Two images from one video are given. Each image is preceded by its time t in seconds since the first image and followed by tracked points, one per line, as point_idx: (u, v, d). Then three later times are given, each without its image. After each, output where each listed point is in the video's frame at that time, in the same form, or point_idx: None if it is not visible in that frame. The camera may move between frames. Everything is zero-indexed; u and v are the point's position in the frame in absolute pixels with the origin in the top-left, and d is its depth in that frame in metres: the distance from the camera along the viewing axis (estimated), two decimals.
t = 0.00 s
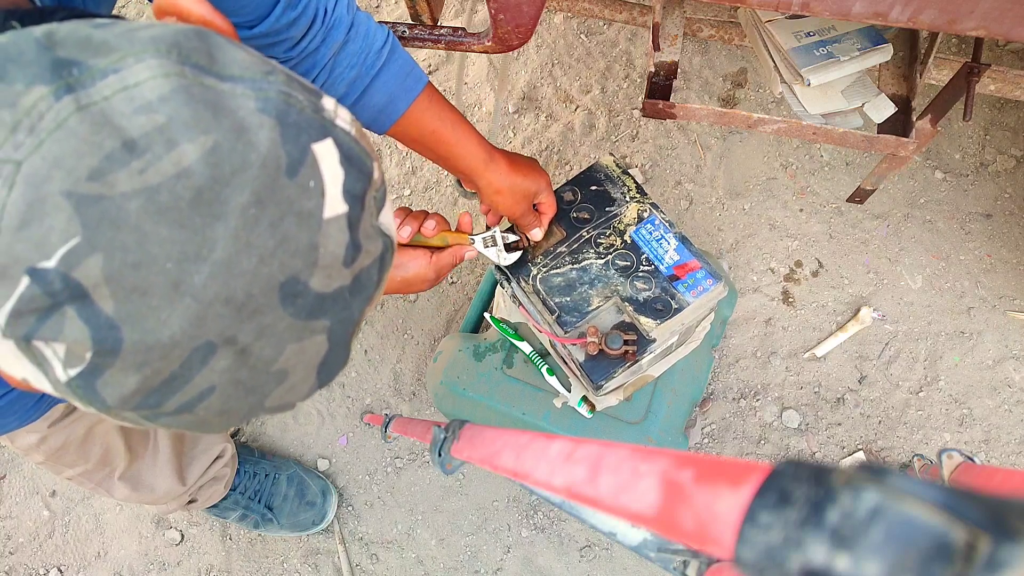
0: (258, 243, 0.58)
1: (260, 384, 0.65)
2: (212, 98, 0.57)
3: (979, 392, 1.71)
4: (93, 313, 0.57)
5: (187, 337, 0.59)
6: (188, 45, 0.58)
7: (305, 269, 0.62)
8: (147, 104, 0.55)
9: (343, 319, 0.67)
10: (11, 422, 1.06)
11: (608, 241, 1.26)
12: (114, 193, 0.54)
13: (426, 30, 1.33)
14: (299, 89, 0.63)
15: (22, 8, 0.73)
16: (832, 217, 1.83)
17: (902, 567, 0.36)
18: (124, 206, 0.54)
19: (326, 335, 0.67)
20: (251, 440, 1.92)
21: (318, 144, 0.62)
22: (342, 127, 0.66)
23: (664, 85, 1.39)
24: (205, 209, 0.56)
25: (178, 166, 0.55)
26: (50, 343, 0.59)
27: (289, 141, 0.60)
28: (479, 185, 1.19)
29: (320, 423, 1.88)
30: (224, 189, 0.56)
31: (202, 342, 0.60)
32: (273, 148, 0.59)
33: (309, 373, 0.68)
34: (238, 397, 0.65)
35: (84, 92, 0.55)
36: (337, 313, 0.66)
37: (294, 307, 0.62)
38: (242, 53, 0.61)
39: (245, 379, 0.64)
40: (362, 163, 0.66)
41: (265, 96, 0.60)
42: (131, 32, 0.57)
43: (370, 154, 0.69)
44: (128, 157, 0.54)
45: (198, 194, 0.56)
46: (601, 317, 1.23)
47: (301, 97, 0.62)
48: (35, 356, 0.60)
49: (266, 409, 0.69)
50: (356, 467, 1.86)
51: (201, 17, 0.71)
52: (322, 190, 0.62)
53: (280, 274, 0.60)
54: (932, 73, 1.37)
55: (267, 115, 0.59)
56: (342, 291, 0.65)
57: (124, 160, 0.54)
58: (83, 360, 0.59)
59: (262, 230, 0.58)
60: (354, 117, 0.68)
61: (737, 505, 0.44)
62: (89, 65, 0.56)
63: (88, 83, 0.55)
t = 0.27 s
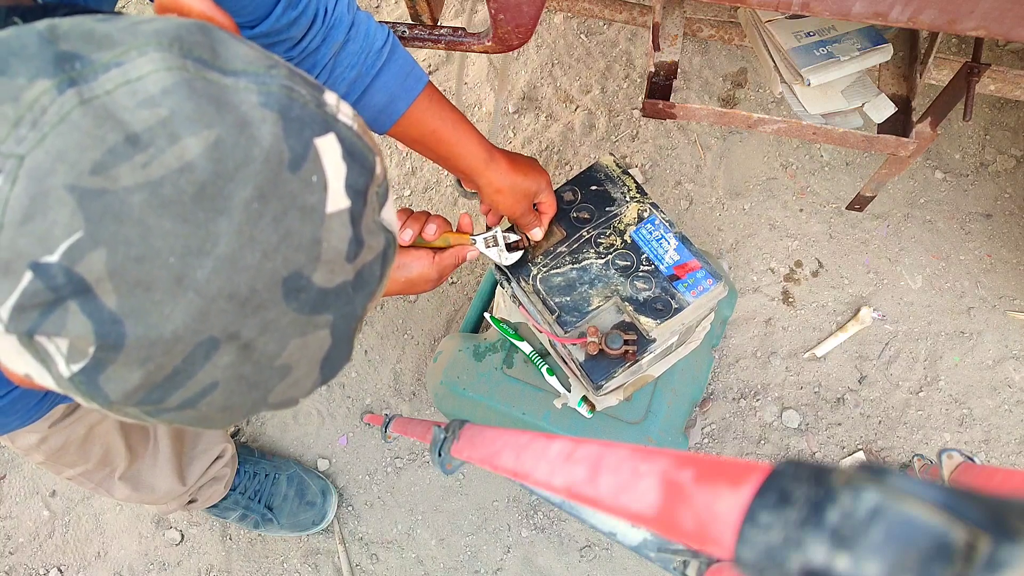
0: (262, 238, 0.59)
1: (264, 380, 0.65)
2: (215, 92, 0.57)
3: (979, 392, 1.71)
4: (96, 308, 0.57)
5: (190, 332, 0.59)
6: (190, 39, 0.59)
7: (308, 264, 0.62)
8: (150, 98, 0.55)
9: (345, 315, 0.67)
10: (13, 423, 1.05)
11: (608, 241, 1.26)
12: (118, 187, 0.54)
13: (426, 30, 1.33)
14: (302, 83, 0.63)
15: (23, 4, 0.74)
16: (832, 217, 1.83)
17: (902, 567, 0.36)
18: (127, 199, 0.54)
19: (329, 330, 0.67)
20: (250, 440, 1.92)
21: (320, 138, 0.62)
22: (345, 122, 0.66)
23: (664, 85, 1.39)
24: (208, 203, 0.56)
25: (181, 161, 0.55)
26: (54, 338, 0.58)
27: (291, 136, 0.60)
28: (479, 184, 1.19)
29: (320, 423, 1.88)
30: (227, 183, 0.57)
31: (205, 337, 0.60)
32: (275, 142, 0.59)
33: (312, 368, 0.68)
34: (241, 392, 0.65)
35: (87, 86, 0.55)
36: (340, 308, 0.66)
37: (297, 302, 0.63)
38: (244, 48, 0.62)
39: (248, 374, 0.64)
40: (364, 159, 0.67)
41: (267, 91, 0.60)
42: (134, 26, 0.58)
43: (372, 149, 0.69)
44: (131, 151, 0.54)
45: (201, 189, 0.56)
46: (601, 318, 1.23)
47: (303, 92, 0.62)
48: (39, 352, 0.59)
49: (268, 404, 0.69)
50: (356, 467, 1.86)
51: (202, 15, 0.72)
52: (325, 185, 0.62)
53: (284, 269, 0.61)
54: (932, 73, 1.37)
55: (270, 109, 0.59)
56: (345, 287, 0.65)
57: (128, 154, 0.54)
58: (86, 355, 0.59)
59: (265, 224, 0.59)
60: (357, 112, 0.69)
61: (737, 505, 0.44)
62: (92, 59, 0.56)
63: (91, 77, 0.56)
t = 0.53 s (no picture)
0: (259, 238, 0.59)
1: (262, 380, 0.65)
2: (212, 92, 0.57)
3: (979, 392, 1.71)
4: (93, 308, 0.57)
5: (187, 332, 0.59)
6: (188, 39, 0.59)
7: (305, 264, 0.62)
8: (146, 98, 0.55)
9: (343, 315, 0.67)
10: (7, 425, 1.04)
11: (607, 241, 1.26)
12: (113, 187, 0.54)
13: (426, 30, 1.33)
14: (299, 83, 0.63)
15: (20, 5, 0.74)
16: (832, 217, 1.83)
17: (902, 566, 0.36)
18: (123, 199, 0.54)
19: (327, 330, 0.67)
20: (250, 440, 1.92)
21: (318, 139, 0.62)
22: (343, 122, 0.66)
23: (664, 85, 1.39)
24: (205, 203, 0.56)
25: (178, 161, 0.55)
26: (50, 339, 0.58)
27: (289, 136, 0.60)
28: (479, 184, 1.19)
29: (320, 423, 1.88)
30: (224, 183, 0.57)
31: (203, 338, 0.60)
32: (273, 142, 0.59)
33: (310, 368, 0.68)
34: (239, 392, 0.65)
35: (84, 86, 0.55)
36: (337, 308, 0.66)
37: (294, 303, 0.63)
38: (242, 48, 0.62)
39: (246, 375, 0.64)
40: (362, 159, 0.67)
41: (265, 91, 0.60)
42: (131, 26, 0.59)
43: (370, 149, 0.69)
44: (127, 151, 0.54)
45: (197, 189, 0.56)
46: (601, 318, 1.23)
47: (301, 92, 0.62)
48: (35, 353, 0.59)
49: (266, 405, 0.69)
50: (356, 467, 1.86)
51: (199, 14, 0.72)
52: (322, 185, 0.62)
53: (281, 269, 0.61)
54: (932, 73, 1.37)
55: (267, 109, 0.59)
56: (343, 287, 0.65)
57: (124, 155, 0.54)
58: (82, 356, 0.59)
59: (262, 224, 0.59)
60: (354, 112, 0.68)
61: (737, 505, 0.44)
62: (89, 59, 0.56)
63: (87, 77, 0.55)
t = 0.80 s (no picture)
0: (263, 240, 0.59)
1: (265, 381, 0.65)
2: (217, 96, 0.57)
3: (979, 392, 1.71)
4: (99, 311, 0.57)
5: (192, 334, 0.59)
6: (192, 42, 0.59)
7: (309, 266, 0.62)
8: (152, 101, 0.55)
9: (346, 315, 0.67)
10: (8, 427, 1.04)
11: (608, 241, 1.26)
12: (120, 190, 0.54)
13: (426, 30, 1.33)
14: (302, 85, 0.63)
15: (23, 8, 0.74)
16: (832, 217, 1.83)
17: (902, 567, 0.36)
18: (129, 203, 0.54)
19: (330, 331, 0.67)
20: (250, 440, 1.92)
21: (321, 141, 0.62)
22: (346, 124, 0.66)
23: (664, 85, 1.39)
24: (210, 205, 0.56)
25: (184, 164, 0.55)
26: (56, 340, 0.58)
27: (293, 138, 0.60)
28: (479, 184, 1.19)
29: (320, 423, 1.88)
30: (229, 185, 0.57)
31: (207, 339, 0.60)
32: (277, 145, 0.59)
33: (313, 369, 0.68)
34: (243, 393, 0.65)
35: (90, 89, 0.55)
36: (340, 309, 0.66)
37: (298, 304, 0.63)
38: (246, 51, 0.62)
39: (249, 376, 0.64)
40: (364, 161, 0.67)
41: (268, 93, 0.60)
42: (135, 28, 0.58)
43: (372, 151, 0.69)
44: (133, 155, 0.54)
45: (203, 191, 0.56)
46: (601, 318, 1.23)
47: (303, 94, 0.62)
48: (40, 354, 0.59)
49: (269, 406, 0.69)
50: (356, 467, 1.86)
51: (201, 15, 0.72)
52: (325, 187, 0.62)
53: (285, 271, 0.61)
54: (932, 73, 1.37)
55: (271, 112, 0.59)
56: (345, 288, 0.65)
57: (130, 158, 0.54)
58: (88, 358, 0.59)
59: (267, 227, 0.59)
60: (357, 114, 0.68)
61: (737, 505, 0.44)
62: (94, 62, 0.56)
63: (93, 80, 0.56)
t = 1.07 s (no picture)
0: (266, 235, 0.59)
1: (267, 378, 0.65)
2: (219, 90, 0.57)
3: (979, 392, 1.71)
4: (101, 306, 0.57)
5: (194, 329, 0.59)
6: (194, 36, 0.59)
7: (312, 261, 0.62)
8: (154, 95, 0.55)
9: (349, 312, 0.67)
10: (11, 425, 1.03)
11: (608, 241, 1.26)
12: (122, 184, 0.54)
13: (426, 30, 1.33)
14: (305, 81, 0.63)
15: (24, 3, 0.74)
16: (832, 217, 1.83)
17: (902, 567, 0.36)
18: (132, 197, 0.54)
19: (332, 328, 0.66)
20: (250, 440, 1.92)
21: (324, 136, 0.62)
22: (348, 119, 0.66)
23: (664, 85, 1.39)
24: (213, 200, 0.56)
25: (186, 158, 0.55)
26: (57, 336, 0.58)
27: (295, 133, 0.60)
28: (479, 183, 1.19)
29: (320, 423, 1.88)
30: (232, 180, 0.56)
31: (210, 335, 0.60)
32: (279, 140, 0.59)
33: (316, 366, 0.68)
34: (245, 390, 0.65)
35: (92, 83, 0.55)
36: (343, 306, 0.66)
37: (301, 300, 0.62)
38: (248, 46, 0.62)
39: (252, 372, 0.64)
40: (366, 156, 0.67)
41: (271, 88, 0.60)
42: (137, 23, 0.58)
43: (374, 147, 0.69)
44: (135, 149, 0.54)
45: (205, 185, 0.56)
46: (601, 318, 1.23)
47: (306, 90, 0.62)
48: (41, 350, 0.59)
49: (271, 403, 0.69)
50: (356, 467, 1.86)
51: (203, 11, 0.72)
52: (328, 183, 0.62)
53: (288, 266, 0.60)
54: (932, 73, 1.37)
55: (273, 106, 0.59)
56: (348, 284, 0.65)
57: (132, 152, 0.54)
58: (90, 354, 0.59)
59: (269, 222, 0.58)
60: (359, 110, 0.68)
61: (738, 505, 0.44)
62: (96, 57, 0.56)
63: (95, 74, 0.56)
